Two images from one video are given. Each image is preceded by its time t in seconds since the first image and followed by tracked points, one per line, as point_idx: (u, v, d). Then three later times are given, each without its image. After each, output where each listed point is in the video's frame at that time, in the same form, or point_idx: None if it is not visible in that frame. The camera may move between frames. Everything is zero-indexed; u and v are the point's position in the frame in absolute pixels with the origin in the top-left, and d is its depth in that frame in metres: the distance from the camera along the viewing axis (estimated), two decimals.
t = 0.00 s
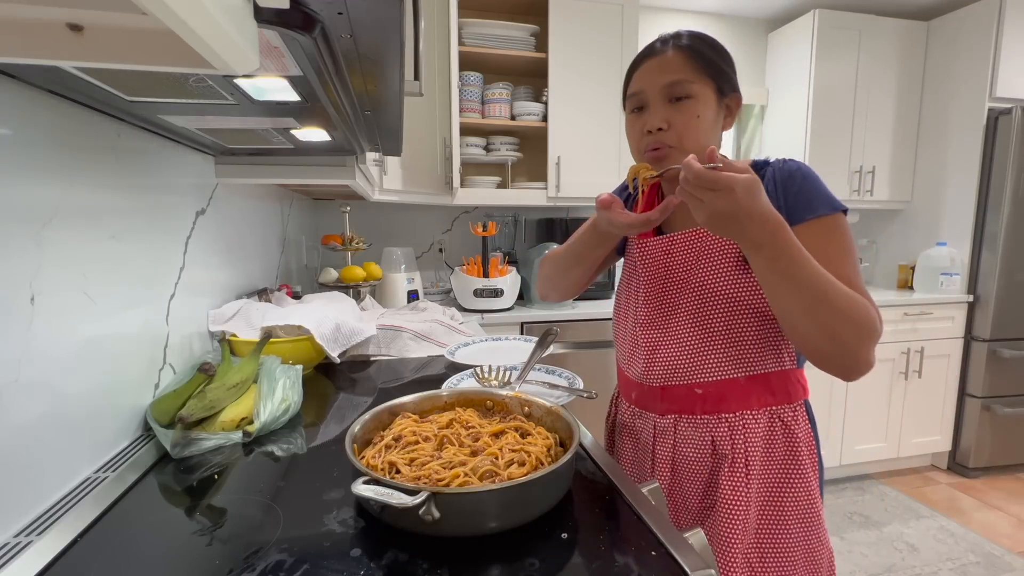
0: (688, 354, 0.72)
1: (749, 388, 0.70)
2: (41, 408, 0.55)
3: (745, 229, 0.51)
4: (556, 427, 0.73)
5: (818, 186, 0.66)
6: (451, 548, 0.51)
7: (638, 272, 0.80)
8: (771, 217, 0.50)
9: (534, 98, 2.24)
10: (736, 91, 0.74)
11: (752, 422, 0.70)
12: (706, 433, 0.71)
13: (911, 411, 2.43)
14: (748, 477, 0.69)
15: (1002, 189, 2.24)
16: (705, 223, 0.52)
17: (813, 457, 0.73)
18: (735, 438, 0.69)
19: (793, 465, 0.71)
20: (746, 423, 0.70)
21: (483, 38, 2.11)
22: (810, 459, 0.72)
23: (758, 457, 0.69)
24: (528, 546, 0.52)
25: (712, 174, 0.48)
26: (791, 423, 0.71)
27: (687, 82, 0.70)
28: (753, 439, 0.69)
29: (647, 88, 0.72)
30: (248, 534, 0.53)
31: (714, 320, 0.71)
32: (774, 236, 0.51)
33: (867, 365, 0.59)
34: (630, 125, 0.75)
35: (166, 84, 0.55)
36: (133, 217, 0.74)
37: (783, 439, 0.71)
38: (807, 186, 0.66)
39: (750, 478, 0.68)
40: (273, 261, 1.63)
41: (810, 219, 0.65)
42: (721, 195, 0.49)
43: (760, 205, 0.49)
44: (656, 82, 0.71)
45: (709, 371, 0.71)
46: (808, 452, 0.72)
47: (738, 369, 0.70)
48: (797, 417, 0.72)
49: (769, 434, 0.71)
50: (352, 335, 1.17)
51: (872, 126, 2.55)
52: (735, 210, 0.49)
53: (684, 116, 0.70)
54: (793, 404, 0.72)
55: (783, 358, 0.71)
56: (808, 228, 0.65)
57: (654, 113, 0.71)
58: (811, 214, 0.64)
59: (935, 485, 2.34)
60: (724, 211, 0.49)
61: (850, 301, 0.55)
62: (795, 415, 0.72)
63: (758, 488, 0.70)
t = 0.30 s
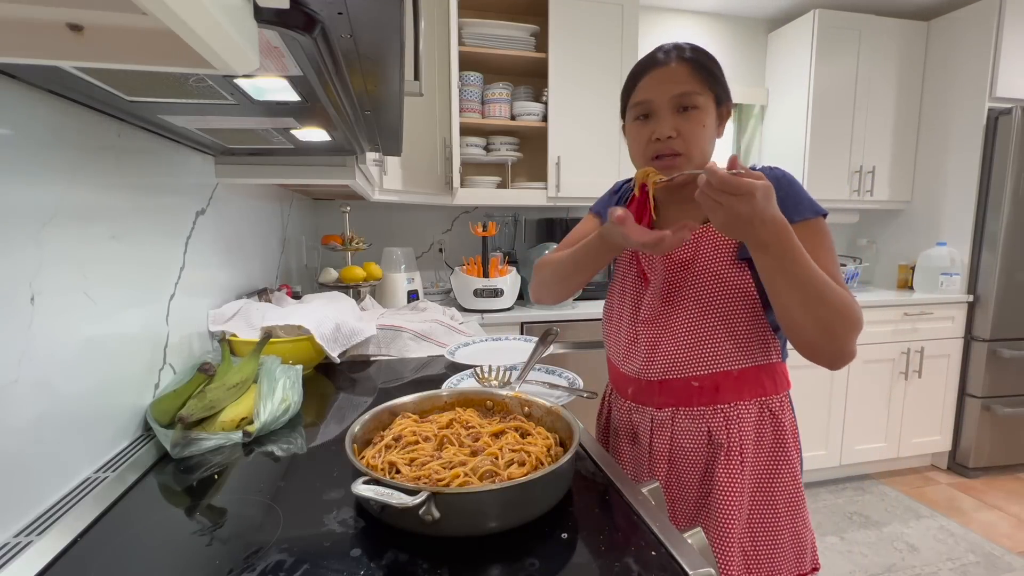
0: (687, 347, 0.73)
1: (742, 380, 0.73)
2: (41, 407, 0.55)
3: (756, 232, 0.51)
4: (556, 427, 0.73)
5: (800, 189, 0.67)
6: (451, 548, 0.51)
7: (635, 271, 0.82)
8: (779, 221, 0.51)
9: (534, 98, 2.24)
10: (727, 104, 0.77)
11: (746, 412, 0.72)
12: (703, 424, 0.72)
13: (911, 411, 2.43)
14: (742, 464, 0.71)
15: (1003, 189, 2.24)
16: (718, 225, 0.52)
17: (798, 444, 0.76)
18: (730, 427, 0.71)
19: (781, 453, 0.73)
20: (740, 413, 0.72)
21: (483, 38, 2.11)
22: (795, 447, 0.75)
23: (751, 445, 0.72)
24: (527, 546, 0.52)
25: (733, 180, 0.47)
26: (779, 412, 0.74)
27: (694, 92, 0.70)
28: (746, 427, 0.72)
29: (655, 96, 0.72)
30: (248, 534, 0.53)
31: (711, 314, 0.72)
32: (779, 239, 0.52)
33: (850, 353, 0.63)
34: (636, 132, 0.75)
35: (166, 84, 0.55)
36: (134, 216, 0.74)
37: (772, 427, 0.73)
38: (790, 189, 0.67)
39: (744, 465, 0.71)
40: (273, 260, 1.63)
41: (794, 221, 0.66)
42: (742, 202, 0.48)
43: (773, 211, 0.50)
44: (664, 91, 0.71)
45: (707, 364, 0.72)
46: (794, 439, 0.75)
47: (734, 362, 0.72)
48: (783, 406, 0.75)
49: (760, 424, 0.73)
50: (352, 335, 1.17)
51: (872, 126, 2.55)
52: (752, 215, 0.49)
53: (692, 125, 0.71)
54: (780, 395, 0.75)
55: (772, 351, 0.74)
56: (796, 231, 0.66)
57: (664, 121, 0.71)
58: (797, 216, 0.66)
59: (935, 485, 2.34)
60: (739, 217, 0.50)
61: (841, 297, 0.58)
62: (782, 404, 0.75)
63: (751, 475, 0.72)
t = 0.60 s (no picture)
0: (695, 340, 0.74)
1: (745, 369, 0.74)
2: (41, 407, 0.55)
3: (784, 233, 0.60)
4: (556, 427, 0.73)
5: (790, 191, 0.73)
6: (451, 548, 0.51)
7: (628, 271, 0.81)
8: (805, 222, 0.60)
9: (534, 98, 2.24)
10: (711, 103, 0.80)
11: (750, 399, 0.74)
12: (711, 414, 0.73)
13: (911, 411, 2.43)
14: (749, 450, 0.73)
15: (1003, 189, 2.24)
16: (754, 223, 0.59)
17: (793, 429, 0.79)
18: (737, 415, 0.73)
19: (782, 438, 0.76)
20: (746, 402, 0.74)
21: (483, 38, 2.11)
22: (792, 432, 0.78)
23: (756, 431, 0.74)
24: (527, 546, 0.52)
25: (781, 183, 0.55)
26: (777, 399, 0.77)
27: (717, 97, 0.72)
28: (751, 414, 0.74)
29: (688, 93, 0.70)
30: (247, 534, 0.53)
31: (714, 307, 0.74)
32: (802, 239, 0.61)
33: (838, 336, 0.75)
34: (662, 126, 0.72)
35: (166, 84, 0.55)
36: (134, 216, 0.74)
37: (773, 413, 0.76)
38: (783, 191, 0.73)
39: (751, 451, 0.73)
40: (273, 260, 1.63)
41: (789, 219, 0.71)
42: (787, 204, 0.55)
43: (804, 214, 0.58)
44: (697, 90, 0.70)
45: (713, 354, 0.73)
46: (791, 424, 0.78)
47: (738, 351, 0.74)
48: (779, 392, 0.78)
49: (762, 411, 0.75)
50: (352, 334, 1.17)
51: (872, 126, 2.55)
52: (792, 217, 0.57)
53: (713, 130, 0.73)
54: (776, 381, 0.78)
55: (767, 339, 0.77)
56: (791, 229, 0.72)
57: (694, 120, 0.71)
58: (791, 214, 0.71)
59: (935, 485, 2.34)
60: (777, 219, 0.57)
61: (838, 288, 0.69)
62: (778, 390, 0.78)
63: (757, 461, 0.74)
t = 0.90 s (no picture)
0: (707, 334, 0.74)
1: (751, 361, 0.76)
2: (40, 408, 0.55)
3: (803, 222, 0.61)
4: (556, 427, 0.73)
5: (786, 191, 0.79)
6: (451, 549, 0.51)
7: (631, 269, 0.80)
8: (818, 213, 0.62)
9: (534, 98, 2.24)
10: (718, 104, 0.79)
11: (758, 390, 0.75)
12: (723, 407, 0.74)
13: (911, 411, 2.43)
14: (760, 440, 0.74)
15: (1003, 189, 2.24)
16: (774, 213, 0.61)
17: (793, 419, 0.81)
18: (750, 406, 0.74)
19: (786, 427, 0.78)
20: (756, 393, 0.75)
21: (483, 38, 2.10)
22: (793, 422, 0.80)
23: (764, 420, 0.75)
24: (526, 546, 0.52)
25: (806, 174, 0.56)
26: (780, 388, 0.78)
27: (710, 105, 0.71)
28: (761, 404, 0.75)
29: (679, 104, 0.70)
30: (247, 534, 0.53)
31: (723, 302, 0.75)
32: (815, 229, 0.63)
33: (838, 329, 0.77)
34: (653, 137, 0.72)
35: (166, 84, 0.55)
36: (133, 216, 0.74)
37: (776, 403, 0.78)
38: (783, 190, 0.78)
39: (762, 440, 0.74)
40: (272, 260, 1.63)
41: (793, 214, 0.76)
42: (812, 194, 0.57)
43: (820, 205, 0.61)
44: (688, 100, 0.70)
45: (723, 347, 0.74)
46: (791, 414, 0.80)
47: (745, 343, 0.75)
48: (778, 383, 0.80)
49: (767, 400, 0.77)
50: (352, 334, 1.17)
51: (872, 126, 2.55)
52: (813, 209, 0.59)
53: (705, 138, 0.72)
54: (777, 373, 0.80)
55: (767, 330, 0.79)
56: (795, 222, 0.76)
57: (685, 131, 0.71)
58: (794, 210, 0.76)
59: (935, 485, 2.34)
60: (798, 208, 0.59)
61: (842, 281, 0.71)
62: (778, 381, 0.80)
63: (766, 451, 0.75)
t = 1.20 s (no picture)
0: (696, 335, 0.74)
1: (744, 364, 0.75)
2: (41, 408, 0.55)
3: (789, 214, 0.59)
4: (556, 427, 0.73)
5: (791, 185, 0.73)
6: (451, 548, 0.51)
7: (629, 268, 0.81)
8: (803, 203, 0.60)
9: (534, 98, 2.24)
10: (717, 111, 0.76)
11: (750, 394, 0.75)
12: (713, 409, 0.74)
13: (911, 410, 2.43)
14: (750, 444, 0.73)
15: (1003, 189, 2.24)
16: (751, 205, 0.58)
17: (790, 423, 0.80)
18: (739, 409, 0.73)
19: (781, 433, 0.77)
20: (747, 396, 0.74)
21: (483, 38, 2.11)
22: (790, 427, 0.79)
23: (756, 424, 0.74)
24: (526, 546, 0.52)
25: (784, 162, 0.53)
26: (776, 393, 0.77)
27: (685, 110, 0.70)
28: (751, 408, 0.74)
29: (647, 112, 0.71)
30: (248, 534, 0.53)
31: (715, 304, 0.74)
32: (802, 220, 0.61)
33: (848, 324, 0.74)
34: (629, 145, 0.75)
35: (166, 84, 0.55)
36: (133, 216, 0.74)
37: (772, 408, 0.77)
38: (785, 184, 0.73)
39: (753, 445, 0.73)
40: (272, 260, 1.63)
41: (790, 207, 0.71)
42: (791, 183, 0.53)
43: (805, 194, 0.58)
44: (657, 106, 0.71)
45: (713, 349, 0.74)
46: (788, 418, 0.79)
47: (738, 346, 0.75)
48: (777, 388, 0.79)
49: (761, 404, 0.76)
50: (352, 334, 1.17)
51: (872, 126, 2.55)
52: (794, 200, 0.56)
53: (684, 143, 0.71)
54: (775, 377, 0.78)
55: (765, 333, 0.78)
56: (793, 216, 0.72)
57: (655, 137, 0.71)
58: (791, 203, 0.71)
59: (935, 485, 2.34)
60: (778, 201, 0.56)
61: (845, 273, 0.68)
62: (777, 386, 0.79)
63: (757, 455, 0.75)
